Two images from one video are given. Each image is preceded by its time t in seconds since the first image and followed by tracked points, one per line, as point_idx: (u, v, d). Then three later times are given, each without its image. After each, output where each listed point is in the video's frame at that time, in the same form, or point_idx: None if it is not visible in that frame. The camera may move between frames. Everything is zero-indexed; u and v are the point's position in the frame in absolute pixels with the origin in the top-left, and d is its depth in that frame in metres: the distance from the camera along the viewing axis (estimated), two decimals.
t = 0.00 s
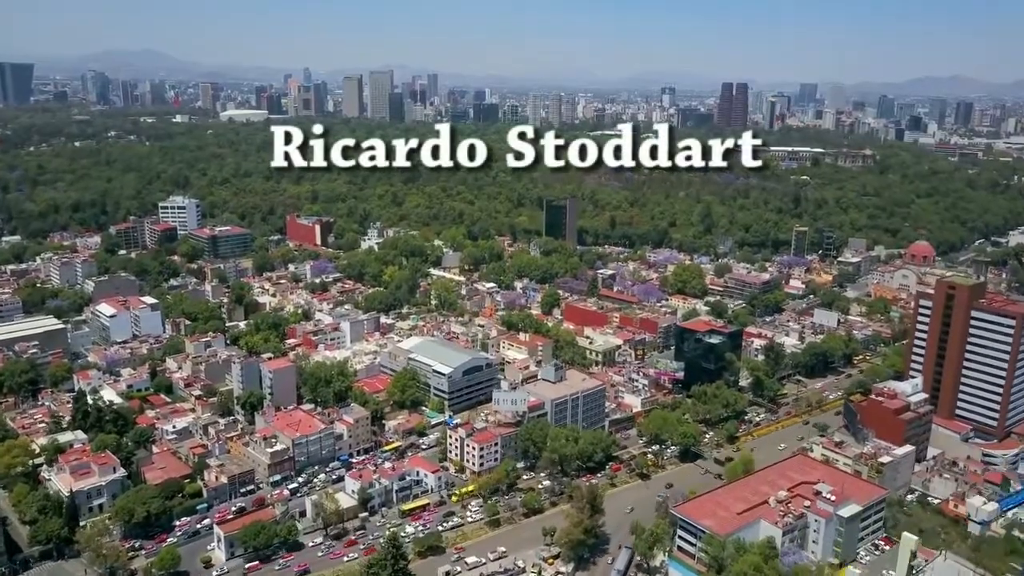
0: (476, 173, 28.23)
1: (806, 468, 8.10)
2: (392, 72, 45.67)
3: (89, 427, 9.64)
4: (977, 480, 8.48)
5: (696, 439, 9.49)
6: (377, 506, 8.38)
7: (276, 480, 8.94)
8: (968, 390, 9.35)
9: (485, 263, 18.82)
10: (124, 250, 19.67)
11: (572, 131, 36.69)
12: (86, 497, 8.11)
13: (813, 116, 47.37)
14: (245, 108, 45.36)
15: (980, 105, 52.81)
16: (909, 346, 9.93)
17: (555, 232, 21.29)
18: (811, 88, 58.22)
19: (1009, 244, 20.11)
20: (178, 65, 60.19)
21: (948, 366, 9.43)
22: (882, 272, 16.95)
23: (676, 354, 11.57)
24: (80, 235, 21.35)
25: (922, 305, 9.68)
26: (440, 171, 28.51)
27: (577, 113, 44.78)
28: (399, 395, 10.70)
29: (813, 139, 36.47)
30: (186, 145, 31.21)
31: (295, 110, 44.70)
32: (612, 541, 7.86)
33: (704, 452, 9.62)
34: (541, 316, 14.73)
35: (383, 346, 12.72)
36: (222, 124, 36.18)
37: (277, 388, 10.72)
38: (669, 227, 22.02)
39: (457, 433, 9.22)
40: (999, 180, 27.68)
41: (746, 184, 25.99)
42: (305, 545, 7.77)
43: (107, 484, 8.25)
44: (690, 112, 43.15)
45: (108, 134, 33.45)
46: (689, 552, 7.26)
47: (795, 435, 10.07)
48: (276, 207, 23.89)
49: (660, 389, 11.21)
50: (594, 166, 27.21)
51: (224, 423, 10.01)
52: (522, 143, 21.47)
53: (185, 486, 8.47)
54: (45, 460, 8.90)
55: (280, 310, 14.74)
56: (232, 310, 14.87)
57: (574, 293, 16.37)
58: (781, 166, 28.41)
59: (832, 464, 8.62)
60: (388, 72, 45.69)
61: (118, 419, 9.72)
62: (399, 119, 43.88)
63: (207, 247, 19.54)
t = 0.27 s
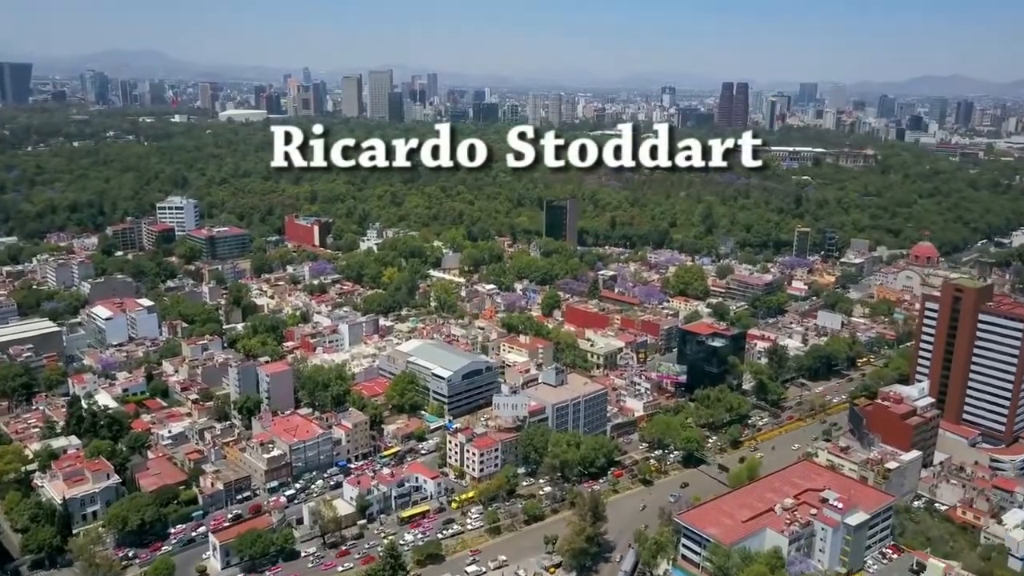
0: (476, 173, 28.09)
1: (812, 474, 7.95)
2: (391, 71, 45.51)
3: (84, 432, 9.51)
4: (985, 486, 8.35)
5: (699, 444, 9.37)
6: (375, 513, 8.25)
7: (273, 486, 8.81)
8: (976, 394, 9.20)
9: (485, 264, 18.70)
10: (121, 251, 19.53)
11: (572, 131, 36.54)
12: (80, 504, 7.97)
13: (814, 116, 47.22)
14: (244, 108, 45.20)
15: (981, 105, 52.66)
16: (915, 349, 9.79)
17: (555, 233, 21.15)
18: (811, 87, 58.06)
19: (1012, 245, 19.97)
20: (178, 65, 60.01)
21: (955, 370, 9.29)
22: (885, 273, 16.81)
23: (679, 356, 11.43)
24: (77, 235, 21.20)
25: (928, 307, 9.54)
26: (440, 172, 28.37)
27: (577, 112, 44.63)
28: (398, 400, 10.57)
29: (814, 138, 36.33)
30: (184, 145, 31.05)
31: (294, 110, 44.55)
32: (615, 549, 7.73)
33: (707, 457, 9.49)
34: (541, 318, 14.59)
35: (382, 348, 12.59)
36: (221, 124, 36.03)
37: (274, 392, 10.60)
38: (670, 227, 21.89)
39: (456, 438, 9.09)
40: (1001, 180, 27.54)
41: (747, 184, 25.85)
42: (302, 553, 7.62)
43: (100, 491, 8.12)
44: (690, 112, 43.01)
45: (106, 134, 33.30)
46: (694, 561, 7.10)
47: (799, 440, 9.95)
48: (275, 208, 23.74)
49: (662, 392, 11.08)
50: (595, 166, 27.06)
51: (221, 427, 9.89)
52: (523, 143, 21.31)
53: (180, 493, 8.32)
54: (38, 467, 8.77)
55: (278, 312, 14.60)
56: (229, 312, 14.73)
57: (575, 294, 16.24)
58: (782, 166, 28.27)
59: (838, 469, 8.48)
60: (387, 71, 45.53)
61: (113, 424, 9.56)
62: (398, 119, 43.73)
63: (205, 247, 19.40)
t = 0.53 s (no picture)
0: (476, 174, 27.95)
1: (818, 481, 7.81)
2: (391, 71, 45.35)
3: (78, 438, 9.38)
4: (994, 493, 8.21)
5: (703, 449, 9.23)
6: (374, 521, 8.11)
7: (270, 493, 8.69)
8: (984, 399, 9.04)
9: (485, 265, 18.56)
10: (118, 253, 19.40)
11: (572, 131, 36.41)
12: (73, 512, 7.84)
13: (814, 115, 47.07)
14: (243, 108, 45.04)
15: (981, 104, 52.52)
16: (922, 353, 9.65)
17: (556, 234, 21.00)
18: (811, 86, 57.92)
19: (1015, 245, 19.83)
20: (177, 65, 59.84)
21: (962, 375, 9.14)
22: (889, 274, 16.68)
23: (681, 360, 11.30)
24: (74, 237, 21.06)
25: (936, 310, 9.39)
26: (440, 172, 28.22)
27: (577, 112, 44.48)
28: (397, 404, 10.44)
29: (814, 138, 36.19)
30: (183, 145, 30.89)
31: (293, 110, 44.41)
32: (617, 558, 7.60)
33: (711, 462, 9.35)
34: (542, 320, 14.46)
35: (381, 351, 12.44)
36: (220, 124, 35.87)
37: (272, 396, 10.46)
38: (671, 228, 21.75)
39: (456, 444, 8.96)
40: (1003, 180, 27.40)
41: (748, 184, 25.71)
42: (299, 562, 7.47)
43: (94, 499, 7.98)
44: (691, 112, 42.86)
45: (106, 134, 33.16)
46: (698, 571, 6.96)
47: (804, 445, 9.81)
48: (273, 209, 23.61)
49: (665, 396, 10.94)
50: (595, 166, 26.92)
51: (218, 433, 9.76)
52: (523, 143, 21.15)
53: (175, 501, 8.18)
54: (31, 473, 8.63)
55: (276, 315, 14.45)
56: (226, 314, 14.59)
57: (576, 296, 16.09)
58: (783, 166, 28.13)
59: (844, 476, 8.34)
60: (387, 71, 45.36)
61: (107, 429, 9.47)
62: (398, 119, 43.59)
63: (203, 249, 19.26)
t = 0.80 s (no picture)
0: (476, 174, 27.83)
1: (825, 487, 7.67)
2: (390, 71, 45.22)
3: (73, 443, 9.26)
4: (1003, 499, 8.07)
5: (707, 455, 9.11)
6: (373, 528, 7.98)
7: (267, 500, 8.55)
8: (992, 404, 8.89)
9: (485, 267, 18.43)
10: (116, 255, 19.26)
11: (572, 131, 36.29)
12: (66, 520, 7.70)
13: (814, 115, 46.94)
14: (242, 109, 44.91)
15: (982, 104, 52.42)
16: (928, 357, 9.52)
17: (556, 235, 20.88)
18: (811, 86, 57.80)
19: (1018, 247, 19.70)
20: (176, 65, 59.68)
21: (970, 380, 8.99)
22: (892, 276, 16.55)
23: (684, 364, 11.17)
24: (72, 238, 20.92)
25: (942, 314, 9.25)
26: (439, 173, 28.10)
27: (577, 112, 44.35)
28: (396, 409, 10.31)
29: (815, 138, 36.07)
30: (182, 146, 30.75)
31: (292, 110, 44.28)
32: (621, 566, 7.47)
33: (714, 468, 9.23)
34: (543, 322, 14.33)
35: (381, 355, 12.31)
36: (219, 125, 35.74)
37: (269, 401, 10.34)
38: (672, 229, 21.63)
39: (456, 449, 8.83)
40: (1005, 180, 27.27)
41: (749, 185, 25.59)
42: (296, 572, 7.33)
43: (88, 506, 7.84)
44: (691, 112, 42.74)
45: (104, 135, 33.03)
46: None
47: (808, 450, 9.69)
48: (272, 210, 23.48)
49: (667, 401, 10.81)
50: (595, 167, 26.79)
51: (215, 438, 9.63)
52: (523, 144, 21.02)
53: (171, 508, 8.05)
54: (24, 480, 8.49)
55: (274, 318, 14.32)
56: (224, 317, 14.46)
57: (576, 298, 15.96)
58: (784, 167, 28.01)
59: (850, 482, 8.21)
60: (387, 71, 45.22)
61: (102, 435, 9.34)
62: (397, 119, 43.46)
63: (201, 251, 19.13)
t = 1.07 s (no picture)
0: (475, 175, 27.72)
1: (831, 494, 7.53)
2: (390, 71, 45.08)
3: (67, 449, 9.12)
4: (1013, 506, 7.93)
5: (710, 461, 8.97)
6: (371, 536, 7.84)
7: (264, 507, 8.42)
8: (1001, 409, 8.74)
9: (485, 269, 18.30)
10: (113, 256, 19.12)
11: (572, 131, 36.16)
12: (59, 529, 7.56)
13: (815, 115, 46.81)
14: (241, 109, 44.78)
15: (982, 104, 52.30)
16: (935, 361, 9.37)
17: (557, 236, 20.74)
18: (811, 86, 57.69)
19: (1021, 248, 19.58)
20: (176, 66, 59.52)
21: (978, 384, 8.85)
22: (895, 277, 16.41)
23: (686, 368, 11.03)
24: (69, 240, 20.78)
25: (949, 317, 9.10)
26: (440, 174, 27.97)
27: (577, 112, 44.22)
28: (395, 414, 10.17)
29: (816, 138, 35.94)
30: (180, 146, 30.60)
31: (291, 110, 44.14)
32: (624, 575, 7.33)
33: (718, 474, 9.09)
34: (543, 325, 14.20)
35: (380, 358, 12.17)
36: (217, 125, 35.60)
37: (266, 405, 10.21)
38: (673, 230, 21.51)
39: (456, 455, 8.70)
40: (1007, 180, 27.14)
41: (750, 185, 25.45)
42: None
43: (81, 515, 7.70)
44: (691, 112, 42.62)
45: (103, 135, 32.89)
46: None
47: (813, 455, 9.55)
48: (271, 211, 23.34)
49: (670, 405, 10.68)
50: (596, 167, 26.65)
51: (211, 444, 9.50)
52: (523, 144, 20.88)
53: (166, 517, 7.91)
54: (17, 487, 8.36)
55: (272, 321, 14.19)
56: (222, 320, 14.32)
57: (577, 300, 15.83)
58: (785, 167, 27.87)
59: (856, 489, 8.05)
60: (386, 71, 45.08)
61: (97, 441, 9.22)
62: (397, 119, 43.33)
63: (199, 252, 19.00)
